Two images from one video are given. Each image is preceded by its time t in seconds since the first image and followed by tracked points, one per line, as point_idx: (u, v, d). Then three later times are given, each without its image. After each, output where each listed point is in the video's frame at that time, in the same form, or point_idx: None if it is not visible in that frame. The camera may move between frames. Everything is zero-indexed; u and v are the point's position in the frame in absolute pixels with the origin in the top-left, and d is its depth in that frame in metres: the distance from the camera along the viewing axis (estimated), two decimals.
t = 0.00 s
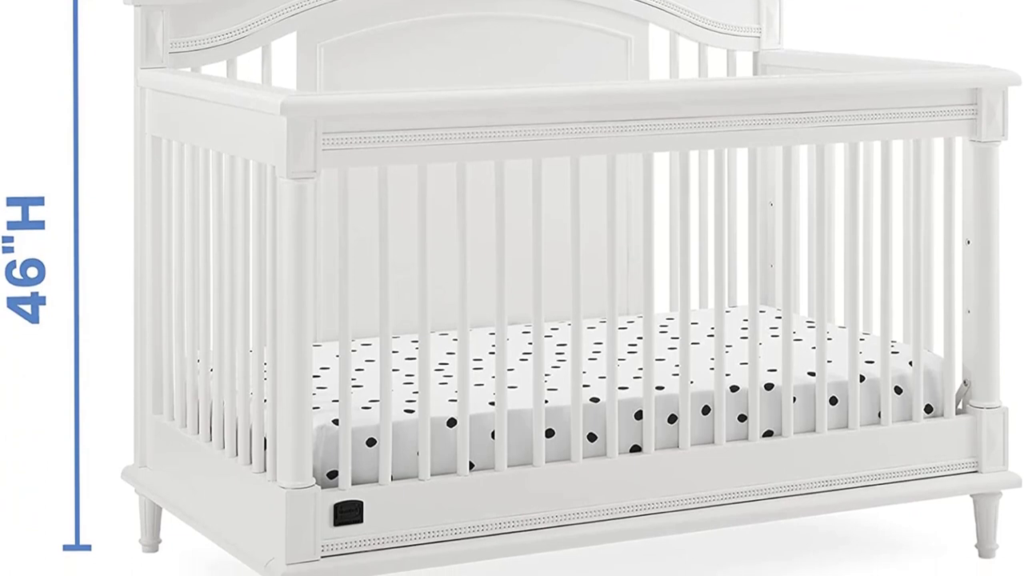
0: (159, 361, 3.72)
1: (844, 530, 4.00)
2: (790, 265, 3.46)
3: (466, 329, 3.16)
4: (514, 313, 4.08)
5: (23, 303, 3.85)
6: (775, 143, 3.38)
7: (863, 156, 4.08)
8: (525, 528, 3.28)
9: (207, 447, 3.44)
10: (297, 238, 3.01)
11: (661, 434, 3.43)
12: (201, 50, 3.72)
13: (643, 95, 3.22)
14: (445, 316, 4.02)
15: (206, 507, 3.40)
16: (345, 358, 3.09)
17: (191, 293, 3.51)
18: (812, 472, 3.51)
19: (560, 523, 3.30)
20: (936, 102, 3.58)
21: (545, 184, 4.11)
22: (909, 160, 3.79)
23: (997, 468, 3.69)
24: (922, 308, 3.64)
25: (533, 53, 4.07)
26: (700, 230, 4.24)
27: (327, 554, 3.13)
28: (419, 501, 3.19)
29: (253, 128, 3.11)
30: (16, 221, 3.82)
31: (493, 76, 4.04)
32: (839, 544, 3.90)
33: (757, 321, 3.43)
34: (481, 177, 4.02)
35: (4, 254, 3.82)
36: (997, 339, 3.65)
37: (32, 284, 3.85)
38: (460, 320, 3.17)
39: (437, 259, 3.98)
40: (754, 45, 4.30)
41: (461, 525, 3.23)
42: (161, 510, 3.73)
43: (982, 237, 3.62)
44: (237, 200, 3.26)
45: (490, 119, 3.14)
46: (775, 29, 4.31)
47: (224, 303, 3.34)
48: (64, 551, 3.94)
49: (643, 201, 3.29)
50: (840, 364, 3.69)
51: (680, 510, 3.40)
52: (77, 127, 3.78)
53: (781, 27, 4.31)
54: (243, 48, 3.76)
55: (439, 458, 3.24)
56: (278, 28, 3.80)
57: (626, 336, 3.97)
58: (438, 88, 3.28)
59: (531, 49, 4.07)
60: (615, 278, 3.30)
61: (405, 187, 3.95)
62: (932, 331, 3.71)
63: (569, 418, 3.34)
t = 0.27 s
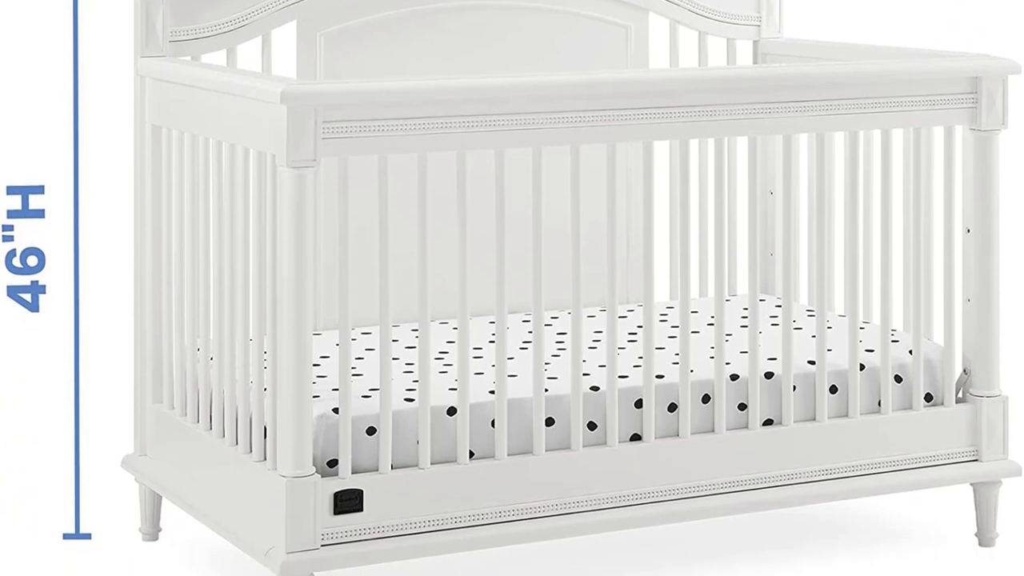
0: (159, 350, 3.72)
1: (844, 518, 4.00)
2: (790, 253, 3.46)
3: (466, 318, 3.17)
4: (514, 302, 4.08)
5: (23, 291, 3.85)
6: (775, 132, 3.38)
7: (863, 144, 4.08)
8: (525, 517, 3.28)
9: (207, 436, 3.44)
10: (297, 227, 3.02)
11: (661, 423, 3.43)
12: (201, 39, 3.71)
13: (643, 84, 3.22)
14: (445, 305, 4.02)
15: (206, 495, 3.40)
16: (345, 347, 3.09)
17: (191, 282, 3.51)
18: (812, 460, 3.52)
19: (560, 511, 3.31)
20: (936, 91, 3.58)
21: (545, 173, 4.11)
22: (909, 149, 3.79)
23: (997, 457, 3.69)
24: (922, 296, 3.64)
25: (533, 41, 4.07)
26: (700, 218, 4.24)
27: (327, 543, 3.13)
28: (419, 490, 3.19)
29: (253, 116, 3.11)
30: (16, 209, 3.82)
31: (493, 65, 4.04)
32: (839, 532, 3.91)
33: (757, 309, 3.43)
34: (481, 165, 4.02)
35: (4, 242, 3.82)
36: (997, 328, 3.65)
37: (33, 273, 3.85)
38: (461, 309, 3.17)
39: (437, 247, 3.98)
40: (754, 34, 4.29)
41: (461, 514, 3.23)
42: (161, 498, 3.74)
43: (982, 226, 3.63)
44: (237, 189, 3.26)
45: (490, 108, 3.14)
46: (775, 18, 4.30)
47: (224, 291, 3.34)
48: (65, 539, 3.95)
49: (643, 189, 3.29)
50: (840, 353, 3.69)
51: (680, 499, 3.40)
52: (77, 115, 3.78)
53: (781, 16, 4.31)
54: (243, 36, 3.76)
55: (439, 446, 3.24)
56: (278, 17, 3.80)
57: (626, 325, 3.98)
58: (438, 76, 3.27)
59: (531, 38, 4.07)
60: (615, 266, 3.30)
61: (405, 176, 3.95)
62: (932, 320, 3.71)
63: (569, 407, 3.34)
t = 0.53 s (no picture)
0: (159, 339, 3.72)
1: (844, 508, 4.00)
2: (790, 243, 3.46)
3: (466, 307, 3.17)
4: (514, 292, 4.08)
5: (23, 281, 3.85)
6: (775, 121, 3.38)
7: (863, 134, 4.08)
8: (525, 506, 3.28)
9: (207, 426, 3.44)
10: (297, 217, 3.01)
11: (661, 412, 3.43)
12: (201, 28, 3.71)
13: (643, 73, 3.22)
14: (445, 294, 4.02)
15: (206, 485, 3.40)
16: (345, 337, 3.09)
17: (191, 271, 3.51)
18: (811, 450, 3.52)
19: (560, 501, 3.31)
20: (937, 80, 3.58)
21: (545, 162, 4.11)
22: (909, 138, 3.79)
23: (996, 446, 3.69)
24: (922, 285, 3.64)
25: (533, 31, 4.07)
26: (700, 208, 4.24)
27: (327, 532, 3.13)
28: (419, 479, 3.19)
29: (253, 106, 3.11)
30: (16, 199, 3.82)
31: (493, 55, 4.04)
32: (839, 522, 3.91)
33: (757, 299, 3.43)
34: (481, 155, 4.02)
35: (4, 232, 3.82)
36: (997, 317, 3.65)
37: (33, 263, 3.85)
38: (461, 298, 3.17)
39: (437, 237, 3.98)
40: (754, 24, 4.29)
41: (461, 503, 3.23)
42: (161, 488, 3.74)
43: (982, 215, 3.63)
44: (237, 178, 3.26)
45: (490, 98, 3.14)
46: (775, 8, 4.30)
47: (224, 281, 3.34)
48: (65, 529, 3.95)
49: (643, 179, 3.29)
50: (839, 342, 3.69)
51: (680, 488, 3.41)
52: (77, 105, 3.78)
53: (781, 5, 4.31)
54: (243, 26, 3.76)
55: (439, 436, 3.25)
56: (278, 6, 3.79)
57: (626, 314, 3.98)
58: (438, 66, 3.27)
59: (531, 28, 4.06)
60: (615, 256, 3.30)
61: (405, 165, 3.95)
62: (932, 309, 3.71)
63: (569, 396, 3.34)
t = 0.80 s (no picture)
0: (159, 330, 3.72)
1: (844, 498, 4.01)
2: (790, 233, 3.46)
3: (466, 297, 3.17)
4: (514, 282, 4.08)
5: (23, 271, 3.85)
6: (775, 112, 3.38)
7: (863, 124, 4.08)
8: (525, 497, 3.28)
9: (207, 416, 3.44)
10: (297, 207, 3.01)
11: (661, 403, 3.43)
12: (201, 19, 3.71)
13: (643, 64, 3.22)
14: (445, 285, 4.02)
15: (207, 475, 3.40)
16: (345, 327, 3.09)
17: (192, 262, 3.51)
18: (812, 440, 3.52)
19: (560, 491, 3.31)
20: (936, 70, 3.58)
21: (545, 152, 4.11)
22: (909, 128, 3.79)
23: (996, 436, 3.69)
24: (922, 275, 3.64)
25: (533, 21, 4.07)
26: (700, 198, 4.23)
27: (327, 523, 3.14)
28: (419, 470, 3.20)
29: (253, 96, 3.10)
30: (16, 189, 3.82)
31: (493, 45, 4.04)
32: (839, 512, 3.91)
33: (757, 289, 3.43)
34: (481, 145, 4.02)
35: (4, 222, 3.82)
36: (997, 308, 3.66)
37: (33, 253, 3.85)
38: (461, 288, 3.17)
39: (437, 227, 3.98)
40: (754, 14, 4.29)
41: (461, 494, 3.23)
42: (162, 478, 3.74)
43: (982, 206, 3.63)
44: (237, 169, 3.26)
45: (490, 88, 3.13)
46: None
47: (225, 271, 3.34)
48: (65, 520, 3.95)
49: (643, 169, 3.29)
50: (839, 333, 3.69)
51: (680, 478, 3.41)
52: (77, 95, 3.77)
53: None
54: (243, 16, 3.75)
55: (439, 426, 3.25)
56: None
57: (626, 304, 3.98)
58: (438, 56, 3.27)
59: (532, 18, 4.06)
60: (615, 246, 3.30)
61: (405, 156, 3.95)
62: (932, 299, 3.72)
63: (569, 386, 3.34)
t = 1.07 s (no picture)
0: (159, 321, 3.72)
1: (844, 489, 4.01)
2: (790, 224, 3.46)
3: (466, 289, 3.17)
4: (514, 273, 4.08)
5: (23, 263, 3.85)
6: (775, 103, 3.38)
7: (863, 114, 4.08)
8: (525, 488, 3.29)
9: (207, 407, 3.44)
10: (297, 198, 3.01)
11: (661, 394, 3.43)
12: (201, 10, 3.71)
13: (643, 55, 3.21)
14: (445, 276, 4.02)
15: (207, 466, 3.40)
16: (345, 318, 3.09)
17: (192, 253, 3.51)
18: (812, 431, 3.52)
19: (560, 482, 3.31)
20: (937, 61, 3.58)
21: (545, 143, 4.11)
22: (909, 119, 3.78)
23: (997, 427, 3.70)
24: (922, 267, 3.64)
25: (533, 12, 4.07)
26: (700, 189, 4.23)
27: (327, 514, 3.14)
28: (419, 461, 3.20)
29: (253, 87, 3.10)
30: (16, 180, 3.82)
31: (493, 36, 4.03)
32: (839, 503, 3.91)
33: (757, 280, 3.43)
34: (481, 137, 4.02)
35: (4, 213, 3.82)
36: (997, 299, 3.66)
37: (33, 244, 3.85)
38: (461, 279, 3.17)
39: (437, 218, 3.97)
40: (754, 5, 4.29)
41: (461, 485, 3.24)
42: (161, 469, 3.74)
43: (982, 197, 3.63)
44: (237, 160, 3.26)
45: (490, 79, 3.13)
46: None
47: (225, 262, 3.34)
48: (65, 511, 3.95)
49: (644, 160, 3.29)
50: (839, 324, 3.69)
51: (680, 469, 3.41)
52: (77, 86, 3.77)
53: None
54: (243, 7, 3.75)
55: (439, 417, 3.25)
56: None
57: (626, 296, 3.98)
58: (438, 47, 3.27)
59: (532, 9, 4.06)
60: (615, 237, 3.30)
61: (406, 147, 3.95)
62: (932, 290, 3.72)
63: (569, 377, 3.34)
